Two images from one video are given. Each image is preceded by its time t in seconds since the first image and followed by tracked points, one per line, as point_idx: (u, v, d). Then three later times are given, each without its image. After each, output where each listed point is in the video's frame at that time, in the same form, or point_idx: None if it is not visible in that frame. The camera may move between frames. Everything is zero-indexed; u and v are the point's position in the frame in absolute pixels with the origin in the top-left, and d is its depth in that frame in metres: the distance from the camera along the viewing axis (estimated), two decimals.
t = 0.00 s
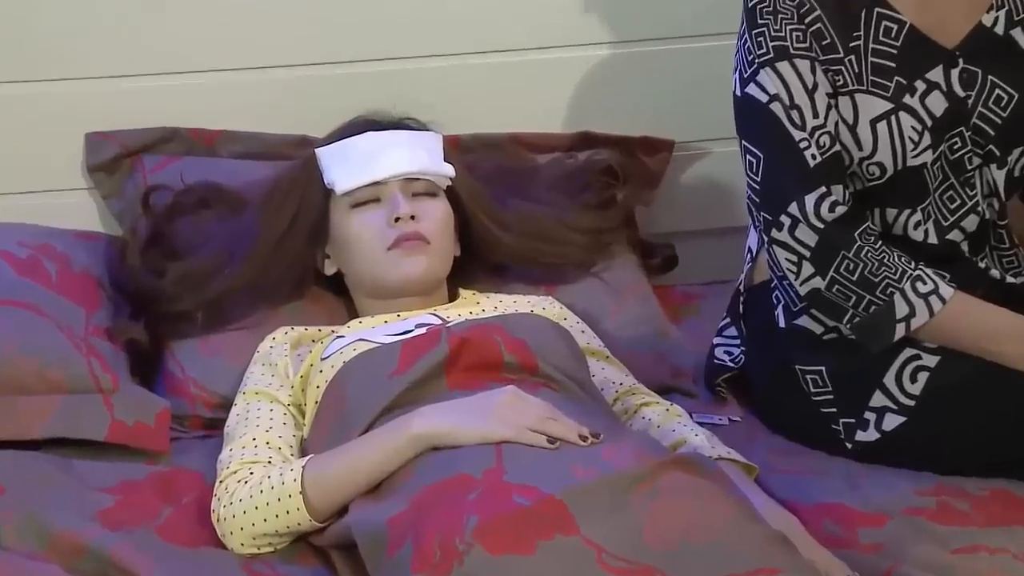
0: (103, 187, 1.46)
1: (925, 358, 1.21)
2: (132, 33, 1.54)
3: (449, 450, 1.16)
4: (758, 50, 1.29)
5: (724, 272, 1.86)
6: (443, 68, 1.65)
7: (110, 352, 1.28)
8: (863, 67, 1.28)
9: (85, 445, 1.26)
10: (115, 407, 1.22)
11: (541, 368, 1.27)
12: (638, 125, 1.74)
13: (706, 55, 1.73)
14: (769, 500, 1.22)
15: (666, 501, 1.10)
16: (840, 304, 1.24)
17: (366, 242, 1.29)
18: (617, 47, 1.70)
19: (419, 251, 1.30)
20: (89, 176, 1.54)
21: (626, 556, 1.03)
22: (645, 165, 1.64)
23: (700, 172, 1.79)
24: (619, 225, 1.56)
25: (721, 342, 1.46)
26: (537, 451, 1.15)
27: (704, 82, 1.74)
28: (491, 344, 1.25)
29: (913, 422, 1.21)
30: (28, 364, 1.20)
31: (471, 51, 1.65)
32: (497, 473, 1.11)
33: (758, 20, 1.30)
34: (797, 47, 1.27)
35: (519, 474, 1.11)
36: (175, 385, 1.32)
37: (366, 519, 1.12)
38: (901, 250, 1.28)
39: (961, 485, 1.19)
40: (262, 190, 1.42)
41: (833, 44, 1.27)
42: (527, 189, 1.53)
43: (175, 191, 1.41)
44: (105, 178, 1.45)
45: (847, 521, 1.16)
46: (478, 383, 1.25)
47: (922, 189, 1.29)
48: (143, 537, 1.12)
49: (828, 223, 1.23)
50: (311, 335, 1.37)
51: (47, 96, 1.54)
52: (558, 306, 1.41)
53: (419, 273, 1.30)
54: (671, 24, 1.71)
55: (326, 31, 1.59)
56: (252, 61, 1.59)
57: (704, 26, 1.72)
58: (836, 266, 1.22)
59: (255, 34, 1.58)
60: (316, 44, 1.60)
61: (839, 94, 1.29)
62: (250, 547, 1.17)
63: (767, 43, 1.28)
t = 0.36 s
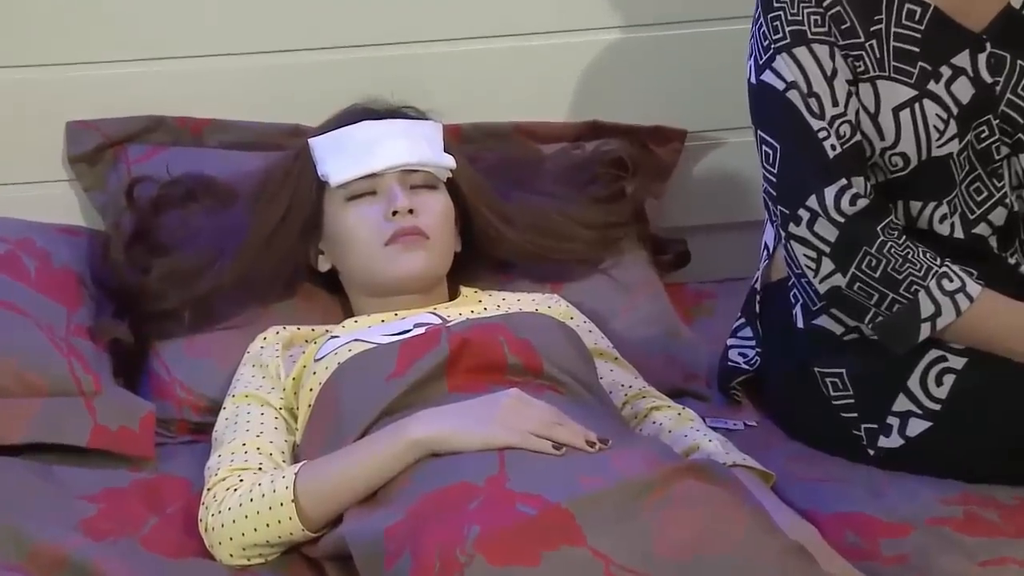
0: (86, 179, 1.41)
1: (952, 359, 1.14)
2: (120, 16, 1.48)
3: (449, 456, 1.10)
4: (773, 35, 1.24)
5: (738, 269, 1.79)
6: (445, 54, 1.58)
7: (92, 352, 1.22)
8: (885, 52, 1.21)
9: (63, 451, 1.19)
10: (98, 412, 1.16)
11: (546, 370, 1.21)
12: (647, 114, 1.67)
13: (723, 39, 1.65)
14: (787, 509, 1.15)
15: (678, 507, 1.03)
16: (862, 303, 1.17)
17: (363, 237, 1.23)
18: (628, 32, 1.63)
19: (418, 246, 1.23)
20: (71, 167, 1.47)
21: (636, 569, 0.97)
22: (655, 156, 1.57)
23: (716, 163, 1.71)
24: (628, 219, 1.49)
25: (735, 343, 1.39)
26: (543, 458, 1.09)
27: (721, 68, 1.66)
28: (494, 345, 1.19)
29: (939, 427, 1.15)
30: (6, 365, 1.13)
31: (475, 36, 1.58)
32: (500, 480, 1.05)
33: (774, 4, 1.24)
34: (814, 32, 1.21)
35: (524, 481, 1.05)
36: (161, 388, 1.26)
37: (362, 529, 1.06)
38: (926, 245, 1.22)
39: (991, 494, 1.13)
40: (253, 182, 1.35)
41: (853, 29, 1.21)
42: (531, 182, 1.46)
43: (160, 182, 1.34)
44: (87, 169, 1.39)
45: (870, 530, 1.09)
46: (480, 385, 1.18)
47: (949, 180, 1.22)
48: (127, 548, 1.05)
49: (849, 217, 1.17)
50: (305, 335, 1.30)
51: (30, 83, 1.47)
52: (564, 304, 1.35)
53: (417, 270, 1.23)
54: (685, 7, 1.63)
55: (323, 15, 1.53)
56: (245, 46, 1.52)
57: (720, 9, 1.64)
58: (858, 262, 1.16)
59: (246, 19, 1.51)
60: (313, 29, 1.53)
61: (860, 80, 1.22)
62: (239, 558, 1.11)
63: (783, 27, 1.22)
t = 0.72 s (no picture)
0: (70, 170, 1.34)
1: (979, 361, 1.09)
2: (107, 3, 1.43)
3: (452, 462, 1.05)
4: (789, 20, 1.18)
5: (754, 266, 1.72)
6: (447, 40, 1.52)
7: (77, 353, 1.16)
8: (908, 37, 1.15)
9: (48, 457, 1.13)
10: (84, 416, 1.10)
11: (553, 372, 1.15)
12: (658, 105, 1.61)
13: (739, 25, 1.59)
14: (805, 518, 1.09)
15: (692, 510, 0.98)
16: (884, 301, 1.11)
17: (361, 231, 1.18)
18: (639, 17, 1.57)
19: (419, 242, 1.18)
20: (54, 159, 1.42)
21: None
22: (667, 147, 1.50)
23: (730, 154, 1.65)
24: (637, 213, 1.43)
25: (750, 344, 1.33)
26: (549, 464, 1.03)
27: (735, 54, 1.60)
28: (499, 345, 1.13)
29: (964, 432, 1.09)
30: None
31: (478, 22, 1.53)
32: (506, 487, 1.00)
33: None
34: (833, 16, 1.15)
35: (530, 488, 0.99)
36: (150, 390, 1.20)
37: (359, 536, 1.00)
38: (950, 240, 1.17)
39: (1020, 502, 1.07)
40: (247, 175, 1.30)
41: (874, 13, 1.15)
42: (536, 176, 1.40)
43: (150, 174, 1.29)
44: (71, 160, 1.33)
45: (893, 540, 1.04)
46: (484, 387, 1.13)
47: (974, 172, 1.16)
48: (114, 559, 1.00)
49: (871, 211, 1.11)
50: (300, 335, 1.25)
51: (14, 71, 1.42)
52: (572, 302, 1.29)
53: (418, 266, 1.18)
54: None
55: None
56: (238, 32, 1.47)
57: None
58: (880, 258, 1.10)
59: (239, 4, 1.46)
60: (311, 15, 1.48)
61: (881, 67, 1.17)
62: (231, 568, 1.05)
63: (800, 12, 1.16)
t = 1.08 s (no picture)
0: (60, 163, 1.30)
1: (1002, 361, 1.04)
2: None
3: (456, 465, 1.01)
4: (806, 8, 1.13)
5: (770, 264, 1.66)
6: (450, 29, 1.48)
7: (68, 352, 1.12)
8: (930, 25, 1.11)
9: (38, 460, 1.09)
10: (75, 418, 1.06)
11: (561, 372, 1.11)
12: (669, 95, 1.56)
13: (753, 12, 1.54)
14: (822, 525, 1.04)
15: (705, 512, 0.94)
16: (904, 299, 1.07)
17: (362, 225, 1.14)
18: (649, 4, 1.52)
19: (422, 237, 1.14)
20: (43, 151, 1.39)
21: None
22: (680, 139, 1.45)
23: (745, 146, 1.59)
24: (648, 207, 1.38)
25: (764, 344, 1.27)
26: (557, 468, 0.99)
27: (748, 43, 1.55)
28: (504, 344, 1.09)
29: (987, 436, 1.04)
30: None
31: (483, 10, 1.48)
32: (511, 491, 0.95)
33: None
34: (852, 4, 1.11)
35: (537, 493, 0.95)
36: (143, 391, 1.16)
37: (358, 542, 0.96)
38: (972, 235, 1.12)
39: None
40: (243, 167, 1.26)
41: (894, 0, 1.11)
42: (541, 169, 1.37)
43: (142, 167, 1.25)
44: (60, 152, 1.29)
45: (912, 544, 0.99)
46: (489, 388, 1.09)
47: (998, 164, 1.12)
48: (105, 565, 0.96)
49: (891, 206, 1.06)
50: (299, 334, 1.21)
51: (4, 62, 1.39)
52: (580, 300, 1.25)
53: (422, 262, 1.14)
54: None
55: None
56: (236, 21, 1.43)
57: None
58: (900, 255, 1.05)
59: None
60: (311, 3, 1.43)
61: (901, 57, 1.12)
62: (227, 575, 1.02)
63: None
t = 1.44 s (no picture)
0: (44, 154, 1.23)
1: None
2: None
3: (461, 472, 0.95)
4: None
5: (790, 260, 1.60)
6: (456, 14, 1.42)
7: (53, 353, 1.07)
8: (959, 9, 1.05)
9: (21, 467, 1.03)
10: (61, 421, 1.01)
11: (571, 374, 1.05)
12: (684, 83, 1.50)
13: None
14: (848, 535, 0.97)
15: (726, 520, 0.89)
16: (933, 300, 1.00)
17: (363, 219, 1.08)
18: None
19: (426, 232, 1.09)
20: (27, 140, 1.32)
21: None
22: (697, 129, 1.39)
23: (764, 138, 1.53)
24: (661, 200, 1.33)
25: (786, 347, 1.20)
26: (568, 475, 0.94)
27: (766, 29, 1.50)
28: (511, 343, 1.03)
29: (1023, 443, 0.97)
30: None
31: None
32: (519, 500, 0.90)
33: None
34: None
35: (547, 500, 0.90)
36: (133, 394, 1.11)
37: (358, 552, 0.90)
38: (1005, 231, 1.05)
39: None
40: (238, 158, 1.21)
41: None
42: (551, 161, 1.31)
43: (132, 158, 1.19)
44: (45, 143, 1.23)
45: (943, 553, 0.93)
46: (496, 391, 1.03)
47: None
48: None
49: (920, 201, 0.99)
50: (296, 333, 1.16)
51: None
52: (592, 299, 1.20)
53: (427, 259, 1.09)
54: None
55: None
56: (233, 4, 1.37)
57: None
58: (929, 252, 0.99)
59: None
60: None
61: (929, 43, 1.07)
62: None
63: None
